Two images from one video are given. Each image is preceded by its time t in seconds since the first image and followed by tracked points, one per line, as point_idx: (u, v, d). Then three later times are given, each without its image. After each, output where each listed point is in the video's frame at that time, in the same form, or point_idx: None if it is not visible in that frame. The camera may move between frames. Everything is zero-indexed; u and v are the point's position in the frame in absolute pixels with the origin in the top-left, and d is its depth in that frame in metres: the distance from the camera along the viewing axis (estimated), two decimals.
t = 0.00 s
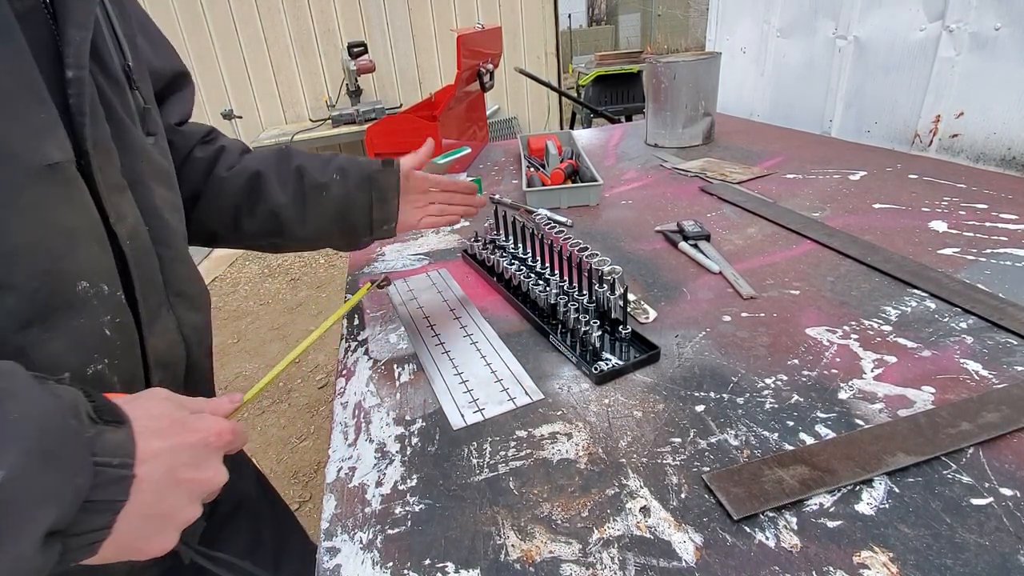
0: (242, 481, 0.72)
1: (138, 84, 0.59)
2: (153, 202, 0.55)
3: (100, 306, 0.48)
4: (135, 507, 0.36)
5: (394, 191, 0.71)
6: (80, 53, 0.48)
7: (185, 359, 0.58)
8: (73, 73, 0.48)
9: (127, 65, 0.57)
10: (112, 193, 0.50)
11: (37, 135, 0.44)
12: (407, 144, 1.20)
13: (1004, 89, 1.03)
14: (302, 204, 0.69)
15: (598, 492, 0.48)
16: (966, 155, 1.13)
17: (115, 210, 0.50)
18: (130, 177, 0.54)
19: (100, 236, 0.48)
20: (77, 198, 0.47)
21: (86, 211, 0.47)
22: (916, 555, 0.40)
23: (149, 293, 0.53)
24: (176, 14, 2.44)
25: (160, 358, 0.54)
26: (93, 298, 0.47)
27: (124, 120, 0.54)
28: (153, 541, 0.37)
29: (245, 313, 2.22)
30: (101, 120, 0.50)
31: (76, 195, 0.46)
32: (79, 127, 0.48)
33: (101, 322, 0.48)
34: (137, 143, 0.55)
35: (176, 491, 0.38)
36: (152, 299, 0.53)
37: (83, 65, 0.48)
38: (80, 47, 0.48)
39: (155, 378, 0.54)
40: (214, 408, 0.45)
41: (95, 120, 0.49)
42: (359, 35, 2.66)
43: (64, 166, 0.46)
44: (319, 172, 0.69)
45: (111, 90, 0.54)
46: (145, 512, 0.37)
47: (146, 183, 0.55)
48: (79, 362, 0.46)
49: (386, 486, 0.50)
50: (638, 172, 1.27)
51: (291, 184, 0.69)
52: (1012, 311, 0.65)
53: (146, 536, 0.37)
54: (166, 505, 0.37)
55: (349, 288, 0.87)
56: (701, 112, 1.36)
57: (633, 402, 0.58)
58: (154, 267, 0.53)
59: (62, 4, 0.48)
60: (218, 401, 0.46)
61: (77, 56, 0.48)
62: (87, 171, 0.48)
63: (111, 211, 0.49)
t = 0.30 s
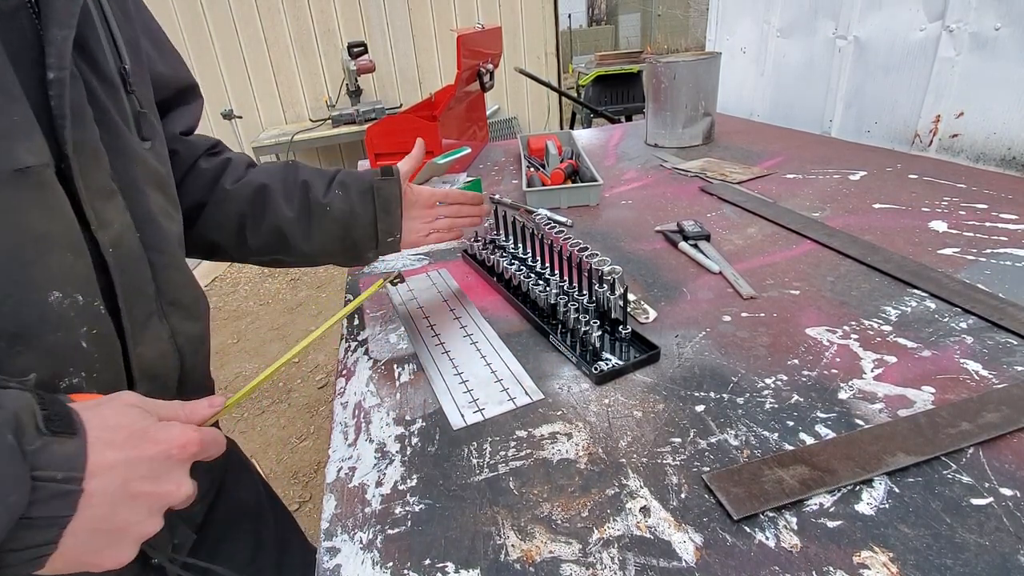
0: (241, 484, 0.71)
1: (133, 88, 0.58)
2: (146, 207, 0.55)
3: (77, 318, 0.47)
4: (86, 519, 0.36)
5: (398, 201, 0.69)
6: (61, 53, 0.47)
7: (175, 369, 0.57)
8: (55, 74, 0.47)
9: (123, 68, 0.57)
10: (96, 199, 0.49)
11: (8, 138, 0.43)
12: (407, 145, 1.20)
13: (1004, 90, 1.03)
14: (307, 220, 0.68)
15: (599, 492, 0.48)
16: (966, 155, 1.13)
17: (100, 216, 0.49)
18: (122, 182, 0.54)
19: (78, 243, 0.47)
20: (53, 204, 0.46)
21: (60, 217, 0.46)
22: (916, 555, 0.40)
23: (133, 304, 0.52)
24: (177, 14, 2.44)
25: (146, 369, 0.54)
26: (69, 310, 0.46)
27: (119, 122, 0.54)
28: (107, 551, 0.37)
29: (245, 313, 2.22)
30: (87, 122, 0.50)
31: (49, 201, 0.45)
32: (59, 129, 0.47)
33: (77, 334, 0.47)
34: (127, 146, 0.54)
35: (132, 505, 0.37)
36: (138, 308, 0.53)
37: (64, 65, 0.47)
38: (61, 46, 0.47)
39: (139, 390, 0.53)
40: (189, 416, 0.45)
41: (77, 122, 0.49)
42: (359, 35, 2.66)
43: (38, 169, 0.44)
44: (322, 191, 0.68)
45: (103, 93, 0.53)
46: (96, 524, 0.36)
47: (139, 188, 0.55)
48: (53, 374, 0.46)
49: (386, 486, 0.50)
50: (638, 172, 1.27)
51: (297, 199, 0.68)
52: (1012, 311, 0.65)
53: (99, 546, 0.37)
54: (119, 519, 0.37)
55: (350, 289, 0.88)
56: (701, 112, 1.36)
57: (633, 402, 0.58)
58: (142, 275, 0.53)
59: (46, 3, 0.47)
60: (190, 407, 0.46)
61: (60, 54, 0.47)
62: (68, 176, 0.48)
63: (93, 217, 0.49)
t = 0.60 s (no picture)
0: (239, 485, 0.71)
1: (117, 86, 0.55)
2: (127, 207, 0.52)
3: (37, 325, 0.44)
4: None
5: (395, 216, 0.60)
6: (25, 48, 0.45)
7: (160, 380, 0.53)
8: (19, 70, 0.45)
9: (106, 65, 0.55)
10: (68, 199, 0.47)
11: None
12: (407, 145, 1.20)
13: (1004, 90, 1.03)
14: (290, 233, 0.61)
15: (599, 492, 0.48)
16: (966, 155, 1.13)
17: (71, 217, 0.47)
18: (100, 182, 0.51)
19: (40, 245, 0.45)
20: (11, 204, 0.43)
21: (20, 219, 0.44)
22: (916, 555, 0.40)
23: (108, 311, 0.48)
24: (177, 15, 2.44)
25: (126, 381, 0.50)
26: (28, 317, 0.44)
27: (97, 120, 0.51)
28: None
29: (245, 313, 2.22)
30: (57, 119, 0.47)
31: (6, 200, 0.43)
32: (24, 127, 0.45)
33: (37, 343, 0.45)
34: (107, 144, 0.52)
35: (57, 547, 0.31)
36: (117, 314, 0.49)
37: (28, 60, 0.45)
38: (25, 41, 0.45)
39: (116, 403, 0.50)
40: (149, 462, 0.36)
41: (47, 119, 0.46)
42: (359, 35, 2.66)
43: None
44: (310, 204, 0.61)
45: (78, 90, 0.51)
46: (10, 573, 0.30)
47: (118, 188, 0.52)
48: (10, 388, 0.43)
49: (386, 486, 0.50)
50: (638, 172, 1.27)
51: (281, 210, 0.61)
52: (1012, 311, 0.65)
53: None
54: None
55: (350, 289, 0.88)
56: (701, 112, 1.36)
57: (633, 402, 0.58)
58: (120, 282, 0.49)
59: None
60: (144, 448, 0.33)
61: (24, 51, 0.45)
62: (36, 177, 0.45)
63: (63, 218, 0.46)
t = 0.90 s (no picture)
0: (239, 485, 0.70)
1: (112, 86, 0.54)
2: (126, 212, 0.51)
3: (31, 333, 0.45)
4: None
5: (313, 261, 0.62)
6: (20, 51, 0.43)
7: (159, 387, 0.53)
8: (14, 74, 0.43)
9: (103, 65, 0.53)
10: (63, 204, 0.46)
11: None
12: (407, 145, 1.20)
13: (1003, 90, 1.03)
14: (211, 248, 0.63)
15: (599, 492, 0.48)
16: (966, 155, 1.13)
17: (68, 223, 0.46)
18: (98, 187, 0.50)
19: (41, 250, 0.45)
20: (6, 212, 0.43)
21: (16, 224, 0.43)
22: (917, 555, 0.40)
23: (103, 315, 0.48)
24: (177, 15, 2.44)
25: (125, 387, 0.50)
26: (22, 324, 0.44)
27: (95, 123, 0.50)
28: None
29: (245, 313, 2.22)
30: (53, 124, 0.46)
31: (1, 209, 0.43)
32: (19, 132, 0.44)
33: (32, 350, 0.45)
34: (106, 148, 0.51)
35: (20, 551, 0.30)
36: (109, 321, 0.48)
37: (23, 64, 0.43)
38: (20, 44, 0.43)
39: (113, 408, 0.49)
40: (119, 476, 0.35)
41: (43, 123, 0.45)
42: (359, 35, 2.66)
43: None
44: (236, 219, 0.63)
45: (75, 91, 0.50)
46: None
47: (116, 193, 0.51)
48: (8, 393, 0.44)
49: (386, 486, 0.50)
50: (638, 172, 1.27)
51: (205, 224, 0.63)
52: (1012, 311, 0.65)
53: None
54: None
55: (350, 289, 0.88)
56: (701, 112, 1.36)
57: (633, 402, 0.58)
58: (117, 287, 0.49)
59: None
60: (122, 469, 0.35)
61: (19, 53, 0.43)
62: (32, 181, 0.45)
63: (59, 225, 0.46)
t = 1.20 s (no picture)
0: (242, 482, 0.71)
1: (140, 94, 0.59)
2: (158, 207, 0.55)
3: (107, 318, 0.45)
4: (297, 398, 0.29)
5: (321, 248, 0.71)
6: (94, 64, 0.46)
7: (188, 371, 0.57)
8: (87, 83, 0.45)
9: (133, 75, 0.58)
10: (122, 198, 0.48)
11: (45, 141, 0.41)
12: (407, 145, 1.20)
13: (1003, 90, 1.03)
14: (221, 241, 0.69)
15: (599, 492, 0.48)
16: (966, 155, 1.13)
17: (127, 215, 0.49)
18: (141, 185, 0.54)
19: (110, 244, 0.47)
20: (87, 206, 0.44)
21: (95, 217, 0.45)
22: (917, 555, 0.40)
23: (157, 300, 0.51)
24: (176, 15, 2.44)
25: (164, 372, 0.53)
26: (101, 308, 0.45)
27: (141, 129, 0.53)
28: (309, 448, 0.31)
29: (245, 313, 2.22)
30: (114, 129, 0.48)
31: (83, 202, 0.44)
32: (91, 135, 0.46)
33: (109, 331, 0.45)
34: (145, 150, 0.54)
35: (324, 393, 0.31)
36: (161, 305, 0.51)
37: (97, 75, 0.46)
38: (94, 58, 0.46)
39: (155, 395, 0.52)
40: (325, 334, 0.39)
41: (106, 128, 0.47)
42: (359, 35, 2.66)
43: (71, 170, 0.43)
44: (246, 215, 0.69)
45: (122, 99, 0.52)
46: (316, 387, 0.31)
47: (155, 191, 0.55)
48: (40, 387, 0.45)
49: (386, 486, 0.50)
50: (638, 172, 1.28)
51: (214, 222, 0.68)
52: (1012, 311, 0.65)
53: (310, 426, 0.30)
54: (330, 391, 0.32)
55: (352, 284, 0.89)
56: (701, 112, 1.36)
57: (634, 402, 0.58)
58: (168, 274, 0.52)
59: (77, 11, 0.46)
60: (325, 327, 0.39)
61: (93, 65, 0.46)
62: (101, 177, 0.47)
63: (121, 216, 0.48)
